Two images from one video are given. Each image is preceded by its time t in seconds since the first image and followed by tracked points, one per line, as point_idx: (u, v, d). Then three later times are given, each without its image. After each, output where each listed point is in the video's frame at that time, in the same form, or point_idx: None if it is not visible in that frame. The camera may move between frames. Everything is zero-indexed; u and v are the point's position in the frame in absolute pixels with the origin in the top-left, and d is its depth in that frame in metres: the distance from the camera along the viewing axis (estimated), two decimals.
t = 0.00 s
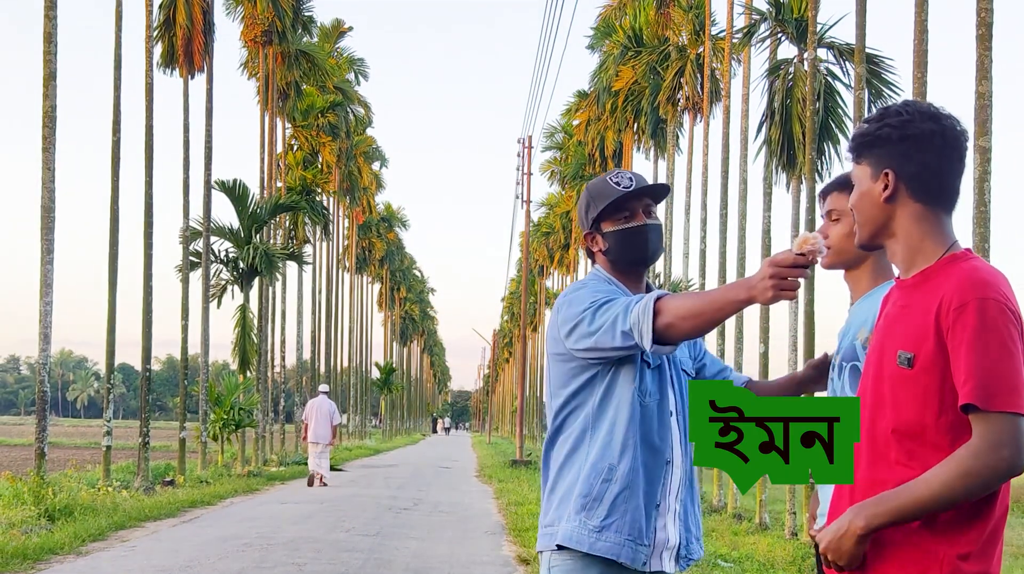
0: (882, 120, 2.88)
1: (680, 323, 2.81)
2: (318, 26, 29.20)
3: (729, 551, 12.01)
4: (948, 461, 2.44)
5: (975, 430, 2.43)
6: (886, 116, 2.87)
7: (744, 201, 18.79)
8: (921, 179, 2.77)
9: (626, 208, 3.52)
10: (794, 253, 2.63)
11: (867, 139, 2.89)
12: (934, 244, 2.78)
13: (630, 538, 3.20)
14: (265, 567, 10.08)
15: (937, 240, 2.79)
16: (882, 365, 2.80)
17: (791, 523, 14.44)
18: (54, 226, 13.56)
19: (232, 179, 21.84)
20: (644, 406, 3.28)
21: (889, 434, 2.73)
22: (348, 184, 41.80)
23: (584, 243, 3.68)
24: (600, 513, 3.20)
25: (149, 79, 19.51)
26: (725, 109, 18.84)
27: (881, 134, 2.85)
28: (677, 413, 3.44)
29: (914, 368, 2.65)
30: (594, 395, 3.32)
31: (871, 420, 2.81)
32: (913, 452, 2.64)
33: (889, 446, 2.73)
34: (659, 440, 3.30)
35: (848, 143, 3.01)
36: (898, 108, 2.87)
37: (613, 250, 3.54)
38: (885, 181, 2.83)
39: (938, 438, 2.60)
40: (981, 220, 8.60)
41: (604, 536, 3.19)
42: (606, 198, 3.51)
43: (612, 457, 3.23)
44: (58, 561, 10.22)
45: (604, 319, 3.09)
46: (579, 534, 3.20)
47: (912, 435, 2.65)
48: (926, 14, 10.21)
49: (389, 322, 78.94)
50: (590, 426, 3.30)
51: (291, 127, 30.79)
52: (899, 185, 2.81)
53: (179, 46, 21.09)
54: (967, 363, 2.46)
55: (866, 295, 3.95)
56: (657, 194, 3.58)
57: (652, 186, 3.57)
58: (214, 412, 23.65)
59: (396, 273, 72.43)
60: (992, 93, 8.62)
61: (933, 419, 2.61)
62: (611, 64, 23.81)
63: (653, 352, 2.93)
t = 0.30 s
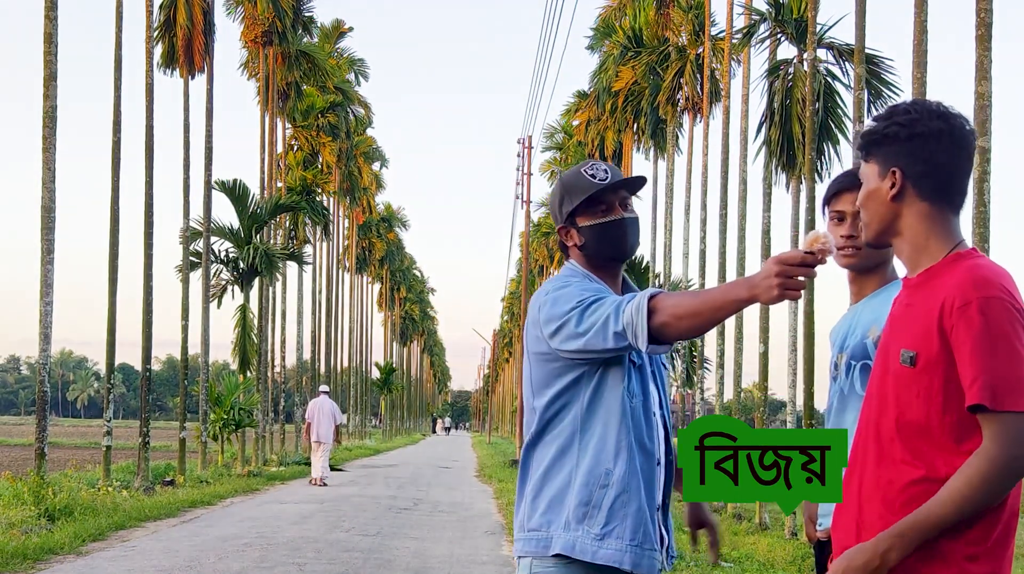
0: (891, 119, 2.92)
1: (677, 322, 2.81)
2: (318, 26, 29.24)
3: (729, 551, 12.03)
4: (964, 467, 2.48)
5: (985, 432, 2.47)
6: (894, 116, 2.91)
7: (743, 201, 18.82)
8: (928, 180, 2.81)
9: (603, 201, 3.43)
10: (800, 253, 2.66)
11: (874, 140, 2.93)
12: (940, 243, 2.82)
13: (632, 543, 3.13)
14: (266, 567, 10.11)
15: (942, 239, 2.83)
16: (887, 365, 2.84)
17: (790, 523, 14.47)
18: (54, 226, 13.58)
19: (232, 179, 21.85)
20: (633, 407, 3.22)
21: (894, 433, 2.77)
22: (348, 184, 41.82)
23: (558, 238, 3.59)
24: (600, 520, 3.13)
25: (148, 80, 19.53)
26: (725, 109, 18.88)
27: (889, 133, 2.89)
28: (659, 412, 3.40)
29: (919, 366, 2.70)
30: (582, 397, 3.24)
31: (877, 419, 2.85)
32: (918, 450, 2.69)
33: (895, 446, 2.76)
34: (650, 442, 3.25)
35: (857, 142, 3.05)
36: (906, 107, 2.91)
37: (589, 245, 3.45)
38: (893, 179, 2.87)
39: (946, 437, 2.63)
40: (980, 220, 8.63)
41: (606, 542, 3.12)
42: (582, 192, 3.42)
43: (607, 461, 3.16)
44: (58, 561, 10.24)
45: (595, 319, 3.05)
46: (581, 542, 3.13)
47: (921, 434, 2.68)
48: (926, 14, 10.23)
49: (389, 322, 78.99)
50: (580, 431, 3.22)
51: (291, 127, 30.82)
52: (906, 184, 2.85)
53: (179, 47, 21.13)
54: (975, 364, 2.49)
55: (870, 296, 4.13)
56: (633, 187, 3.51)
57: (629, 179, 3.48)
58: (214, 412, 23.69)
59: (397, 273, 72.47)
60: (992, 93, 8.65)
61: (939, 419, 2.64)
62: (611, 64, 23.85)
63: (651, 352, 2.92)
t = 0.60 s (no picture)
0: (897, 119, 2.95)
1: (677, 320, 2.80)
2: (318, 26, 29.22)
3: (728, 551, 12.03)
4: (947, 464, 2.60)
5: (959, 426, 2.59)
6: (900, 117, 2.94)
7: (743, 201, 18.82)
8: (934, 180, 2.85)
9: (581, 194, 3.39)
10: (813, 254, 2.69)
11: (880, 139, 2.97)
12: (942, 243, 2.87)
13: (618, 544, 3.06)
14: (266, 567, 10.10)
15: (945, 238, 2.88)
16: (887, 364, 2.95)
17: (791, 523, 14.47)
18: (54, 226, 13.57)
19: (232, 179, 21.85)
20: (616, 405, 3.16)
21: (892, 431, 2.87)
22: (348, 184, 41.82)
23: (531, 232, 3.53)
24: (583, 521, 3.05)
25: (148, 80, 19.51)
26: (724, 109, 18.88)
27: (895, 134, 2.92)
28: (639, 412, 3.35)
29: (912, 364, 2.80)
30: (564, 396, 3.17)
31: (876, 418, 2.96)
32: (913, 448, 2.78)
33: (893, 443, 2.86)
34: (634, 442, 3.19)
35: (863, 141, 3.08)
36: (914, 107, 2.95)
37: (566, 238, 3.40)
38: (897, 179, 2.91)
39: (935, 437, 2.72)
40: (980, 220, 8.62)
41: (589, 544, 3.04)
42: (560, 184, 3.37)
43: (590, 461, 3.08)
44: (58, 561, 10.23)
45: (586, 316, 2.99)
46: (564, 545, 3.05)
47: (915, 430, 2.78)
48: (926, 14, 10.22)
49: (389, 322, 78.97)
50: (563, 430, 3.14)
51: (291, 127, 30.83)
52: (910, 183, 2.89)
53: (179, 47, 21.12)
54: (955, 359, 2.61)
55: (879, 296, 4.11)
56: (608, 180, 3.48)
57: (605, 171, 3.45)
58: (214, 412, 23.69)
59: (397, 273, 72.47)
60: (992, 93, 8.65)
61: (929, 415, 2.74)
62: (611, 64, 23.85)
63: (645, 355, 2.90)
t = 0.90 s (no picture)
0: (911, 119, 3.03)
1: (673, 324, 2.80)
2: (318, 26, 29.21)
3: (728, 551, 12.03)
4: (943, 460, 2.68)
5: (960, 424, 2.69)
6: (914, 117, 3.02)
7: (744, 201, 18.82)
8: (945, 186, 2.95)
9: (567, 192, 3.40)
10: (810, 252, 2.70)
11: (889, 139, 3.04)
12: (948, 246, 2.97)
13: (604, 547, 3.08)
14: (266, 567, 10.10)
15: (950, 242, 2.98)
16: (882, 359, 3.02)
17: (790, 523, 14.49)
18: (54, 226, 13.58)
19: (232, 179, 21.85)
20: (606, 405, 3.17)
21: (886, 427, 2.95)
22: (349, 184, 41.82)
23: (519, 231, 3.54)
24: (572, 523, 3.05)
25: (149, 80, 19.52)
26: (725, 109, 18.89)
27: (909, 135, 3.00)
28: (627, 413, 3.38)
29: (914, 361, 2.88)
30: (554, 398, 3.17)
31: (869, 413, 3.02)
32: (906, 443, 2.87)
33: (885, 438, 2.94)
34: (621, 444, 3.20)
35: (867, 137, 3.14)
36: (926, 109, 3.03)
37: (552, 237, 3.41)
38: (910, 178, 2.99)
39: (931, 431, 2.82)
40: (980, 220, 8.62)
41: (578, 547, 3.04)
42: (546, 183, 3.38)
43: (580, 462, 3.08)
44: (58, 561, 10.24)
45: (576, 319, 2.99)
46: (552, 548, 3.05)
47: (914, 426, 2.86)
48: (926, 14, 10.23)
49: (389, 322, 78.95)
50: (552, 433, 3.14)
51: (291, 127, 30.84)
52: (922, 184, 2.97)
53: (179, 47, 21.13)
54: (967, 359, 2.69)
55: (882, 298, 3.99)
56: (595, 177, 3.48)
57: (593, 169, 3.45)
58: (214, 412, 23.70)
59: (397, 273, 72.46)
60: (992, 93, 8.65)
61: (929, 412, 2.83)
62: (611, 64, 23.85)
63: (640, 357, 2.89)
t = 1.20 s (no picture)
0: (923, 122, 3.07)
1: (517, 363, 2.89)
2: (318, 26, 29.20)
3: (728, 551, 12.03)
4: (943, 451, 2.72)
5: (960, 418, 2.73)
6: (925, 121, 3.06)
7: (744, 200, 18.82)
8: (947, 194, 3.04)
9: (527, 197, 3.38)
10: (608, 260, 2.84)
11: (896, 138, 3.09)
12: (945, 247, 3.04)
13: (579, 558, 3.12)
14: (266, 566, 10.10)
15: (948, 245, 3.04)
16: (877, 359, 3.03)
17: (790, 524, 14.49)
18: (54, 226, 13.57)
19: (232, 179, 21.85)
20: (569, 412, 3.13)
21: (885, 424, 2.95)
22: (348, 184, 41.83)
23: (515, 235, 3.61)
24: (542, 540, 3.11)
25: (149, 80, 19.53)
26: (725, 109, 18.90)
27: (918, 136, 3.05)
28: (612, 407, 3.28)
29: (911, 359, 2.90)
30: (509, 416, 3.15)
31: (867, 412, 3.02)
32: (904, 441, 2.89)
33: (884, 434, 2.95)
34: (601, 447, 3.16)
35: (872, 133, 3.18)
36: (935, 113, 3.08)
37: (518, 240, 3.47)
38: (921, 180, 3.04)
39: (932, 426, 2.84)
40: (980, 220, 8.62)
41: (550, 562, 3.12)
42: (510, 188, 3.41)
43: (540, 481, 3.11)
44: (58, 561, 10.24)
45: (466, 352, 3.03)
46: (525, 565, 3.13)
47: (911, 422, 2.88)
48: (926, 13, 10.23)
49: (389, 322, 78.94)
50: (510, 452, 3.15)
51: (291, 127, 30.84)
52: (931, 186, 3.03)
53: (179, 47, 21.13)
54: (966, 355, 2.74)
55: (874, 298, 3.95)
56: (563, 185, 3.36)
57: (555, 174, 3.36)
58: (214, 412, 23.70)
59: (397, 273, 72.46)
60: (992, 93, 8.65)
61: (929, 409, 2.85)
62: (611, 65, 23.86)
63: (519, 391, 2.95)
